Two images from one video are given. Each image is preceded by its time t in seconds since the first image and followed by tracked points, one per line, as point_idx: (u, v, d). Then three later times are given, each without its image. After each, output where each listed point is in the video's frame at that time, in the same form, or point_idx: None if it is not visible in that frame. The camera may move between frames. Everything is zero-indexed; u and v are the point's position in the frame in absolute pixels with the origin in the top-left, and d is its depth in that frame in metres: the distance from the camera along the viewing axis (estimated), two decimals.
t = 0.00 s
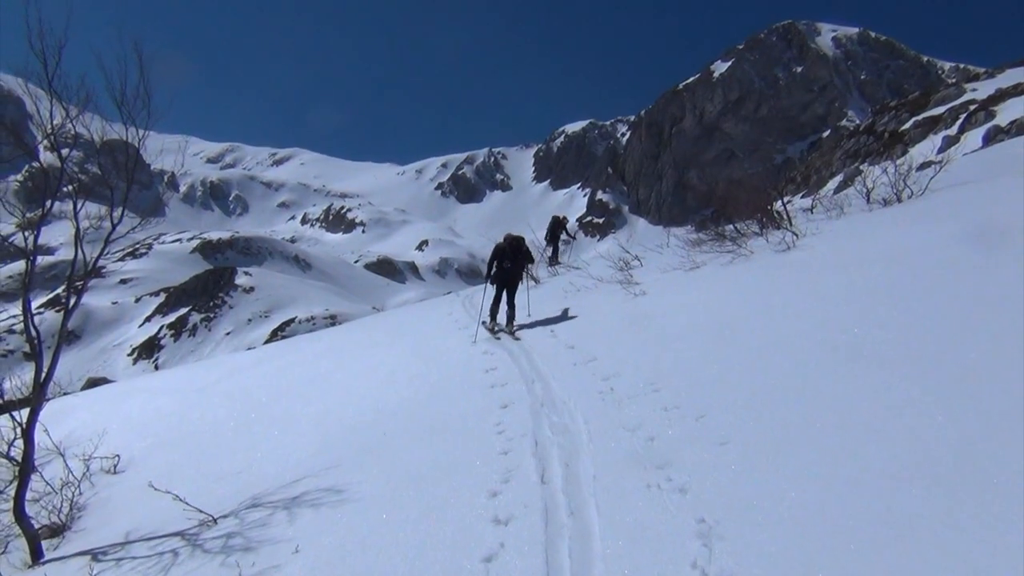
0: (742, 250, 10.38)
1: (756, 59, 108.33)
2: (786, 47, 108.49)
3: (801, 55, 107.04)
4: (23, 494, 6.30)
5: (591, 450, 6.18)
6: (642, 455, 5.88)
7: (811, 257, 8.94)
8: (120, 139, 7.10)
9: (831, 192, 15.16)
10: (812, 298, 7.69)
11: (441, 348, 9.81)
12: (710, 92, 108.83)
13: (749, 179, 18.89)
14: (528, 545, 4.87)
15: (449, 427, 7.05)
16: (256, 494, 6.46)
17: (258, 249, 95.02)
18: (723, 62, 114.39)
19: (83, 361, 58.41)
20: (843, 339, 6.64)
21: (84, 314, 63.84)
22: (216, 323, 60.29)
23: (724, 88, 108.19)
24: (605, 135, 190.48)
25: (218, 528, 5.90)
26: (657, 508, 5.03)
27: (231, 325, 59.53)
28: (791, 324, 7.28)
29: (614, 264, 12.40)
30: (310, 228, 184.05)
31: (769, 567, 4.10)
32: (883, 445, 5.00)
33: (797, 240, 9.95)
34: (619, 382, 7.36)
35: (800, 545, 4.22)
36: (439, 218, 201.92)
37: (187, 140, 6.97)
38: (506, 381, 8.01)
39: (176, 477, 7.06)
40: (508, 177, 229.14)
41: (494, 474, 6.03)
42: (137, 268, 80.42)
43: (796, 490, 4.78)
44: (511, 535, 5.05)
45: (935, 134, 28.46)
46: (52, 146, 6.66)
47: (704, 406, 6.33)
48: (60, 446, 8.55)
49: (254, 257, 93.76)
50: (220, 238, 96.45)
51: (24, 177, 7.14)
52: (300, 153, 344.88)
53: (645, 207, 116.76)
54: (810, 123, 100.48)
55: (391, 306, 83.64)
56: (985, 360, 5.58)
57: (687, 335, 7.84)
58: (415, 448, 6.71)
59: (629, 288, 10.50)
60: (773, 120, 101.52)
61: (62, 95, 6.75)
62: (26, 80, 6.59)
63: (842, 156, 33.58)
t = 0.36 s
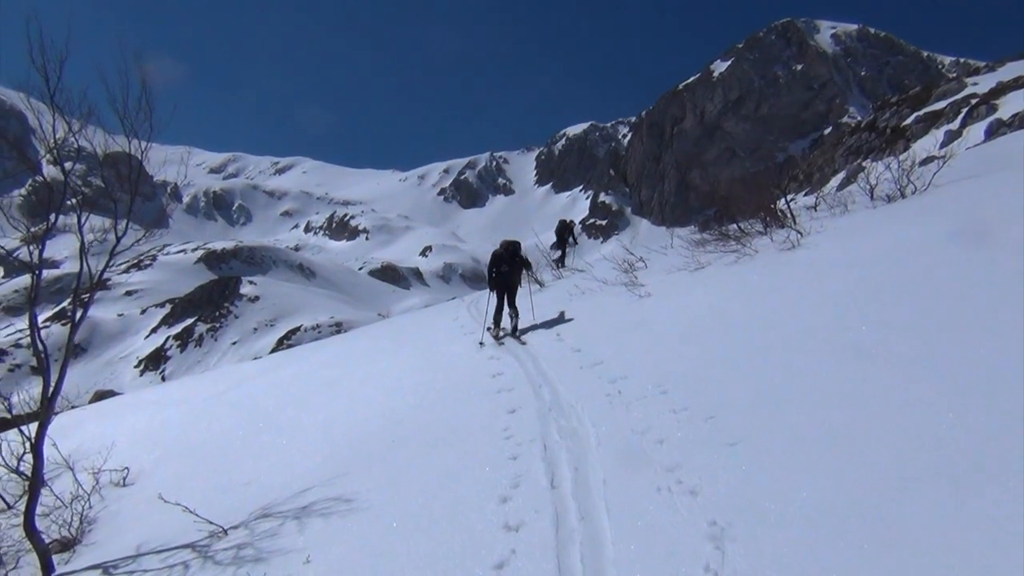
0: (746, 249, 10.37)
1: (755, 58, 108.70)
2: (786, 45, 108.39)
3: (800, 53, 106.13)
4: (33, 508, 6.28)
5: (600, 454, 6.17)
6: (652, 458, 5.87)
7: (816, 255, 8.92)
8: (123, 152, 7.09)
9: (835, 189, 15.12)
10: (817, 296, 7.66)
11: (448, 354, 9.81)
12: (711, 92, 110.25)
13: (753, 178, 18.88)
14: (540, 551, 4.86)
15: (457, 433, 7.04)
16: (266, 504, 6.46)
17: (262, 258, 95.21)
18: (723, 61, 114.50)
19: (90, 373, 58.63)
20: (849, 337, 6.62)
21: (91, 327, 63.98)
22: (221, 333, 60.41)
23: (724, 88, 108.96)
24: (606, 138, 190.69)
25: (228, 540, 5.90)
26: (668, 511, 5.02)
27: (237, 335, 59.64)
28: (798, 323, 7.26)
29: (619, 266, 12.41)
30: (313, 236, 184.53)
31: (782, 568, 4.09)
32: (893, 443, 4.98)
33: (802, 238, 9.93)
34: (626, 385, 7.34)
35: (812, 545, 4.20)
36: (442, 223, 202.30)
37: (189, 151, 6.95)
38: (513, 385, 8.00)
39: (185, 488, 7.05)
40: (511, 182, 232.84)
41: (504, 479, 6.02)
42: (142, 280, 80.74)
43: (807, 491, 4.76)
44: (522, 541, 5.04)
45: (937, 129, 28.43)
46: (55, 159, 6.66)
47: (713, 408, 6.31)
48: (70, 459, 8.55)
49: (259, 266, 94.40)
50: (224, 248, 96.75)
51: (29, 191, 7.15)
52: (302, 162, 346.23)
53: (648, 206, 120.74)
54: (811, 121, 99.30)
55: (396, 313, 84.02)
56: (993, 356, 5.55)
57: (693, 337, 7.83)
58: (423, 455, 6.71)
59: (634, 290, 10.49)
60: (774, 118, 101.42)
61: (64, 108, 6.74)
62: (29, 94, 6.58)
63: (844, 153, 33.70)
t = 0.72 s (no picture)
0: (751, 263, 10.37)
1: (760, 73, 109.49)
2: (790, 60, 109.04)
3: (805, 69, 106.86)
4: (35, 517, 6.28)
5: (603, 469, 6.14)
6: (655, 473, 5.85)
7: (820, 271, 8.91)
8: (129, 162, 7.13)
9: (840, 204, 15.12)
10: (822, 312, 7.64)
11: (451, 366, 9.81)
12: (716, 106, 111.12)
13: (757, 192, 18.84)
14: (542, 567, 4.84)
15: (458, 447, 7.02)
16: (267, 516, 6.45)
17: (267, 269, 95.42)
18: (728, 76, 115.11)
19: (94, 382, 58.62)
20: (853, 353, 6.61)
21: (96, 336, 64.07)
22: (225, 343, 60.46)
23: (729, 102, 109.68)
24: (611, 150, 191.54)
25: (230, 551, 5.90)
26: (671, 528, 4.99)
27: (241, 345, 59.73)
28: (800, 338, 7.25)
29: (623, 279, 12.41)
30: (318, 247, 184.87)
31: None
32: (899, 460, 4.94)
33: (806, 253, 9.92)
34: (629, 399, 7.33)
35: (815, 563, 4.18)
36: (446, 234, 202.69)
37: (196, 163, 6.98)
38: (516, 398, 8.00)
39: (188, 500, 7.03)
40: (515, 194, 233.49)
41: (506, 493, 6.01)
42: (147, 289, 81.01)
43: (810, 508, 4.73)
44: (525, 556, 5.01)
45: (942, 144, 28.47)
46: (62, 169, 6.70)
47: (716, 423, 6.29)
48: (72, 468, 8.54)
49: (263, 277, 94.65)
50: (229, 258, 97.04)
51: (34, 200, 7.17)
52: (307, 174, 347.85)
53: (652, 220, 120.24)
54: (816, 135, 99.94)
55: (399, 324, 84.00)
56: (997, 372, 5.53)
57: (697, 351, 7.82)
58: (425, 468, 6.68)
59: (638, 303, 10.49)
60: (780, 132, 101.91)
61: (72, 119, 6.78)
62: (37, 104, 6.62)
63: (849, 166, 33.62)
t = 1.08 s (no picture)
0: (757, 269, 10.35)
1: (763, 79, 109.55)
2: (794, 65, 108.61)
3: (808, 74, 106.66)
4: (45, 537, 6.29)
5: (612, 480, 6.11)
6: (664, 482, 5.82)
7: (825, 276, 8.88)
8: (135, 180, 7.13)
9: (846, 209, 15.07)
10: (828, 318, 7.61)
11: (458, 377, 9.80)
12: (718, 113, 111.15)
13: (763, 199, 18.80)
14: None
15: (467, 459, 7.00)
16: (276, 531, 6.44)
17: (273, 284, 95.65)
18: (731, 83, 115.22)
19: (102, 399, 58.70)
20: (861, 358, 6.57)
21: (103, 353, 64.24)
22: (233, 358, 60.58)
23: (732, 109, 109.66)
24: (615, 159, 191.41)
25: (240, 568, 5.89)
26: (682, 537, 4.96)
27: (249, 360, 59.81)
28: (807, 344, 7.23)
29: (629, 288, 12.38)
30: (323, 260, 185.27)
31: None
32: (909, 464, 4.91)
33: (812, 258, 9.91)
34: (637, 408, 7.29)
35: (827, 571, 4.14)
36: (451, 245, 202.97)
37: (201, 180, 6.96)
38: (524, 409, 7.98)
39: (197, 516, 7.03)
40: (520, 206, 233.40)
41: (515, 505, 5.98)
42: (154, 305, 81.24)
43: (822, 515, 4.69)
44: (534, 567, 4.99)
45: (947, 148, 28.40)
46: (68, 188, 6.71)
47: (725, 431, 6.26)
48: (82, 487, 8.55)
49: (270, 292, 94.85)
50: (235, 273, 97.26)
51: (41, 220, 7.19)
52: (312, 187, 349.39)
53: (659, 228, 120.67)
54: (819, 140, 99.41)
55: (406, 337, 84.05)
56: (1007, 375, 5.47)
57: (705, 359, 7.79)
58: (434, 481, 6.66)
59: (644, 312, 10.47)
60: (784, 138, 101.51)
61: (77, 138, 6.79)
62: (42, 123, 6.64)
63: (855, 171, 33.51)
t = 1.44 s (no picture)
0: (764, 279, 10.33)
1: (771, 89, 109.48)
2: (801, 77, 108.19)
3: (816, 85, 106.33)
4: (50, 542, 6.32)
5: (618, 489, 6.09)
6: (669, 492, 5.80)
7: (832, 287, 8.85)
8: (143, 186, 7.14)
9: (853, 220, 15.05)
10: (835, 328, 7.58)
11: (464, 385, 9.79)
12: (726, 123, 111.25)
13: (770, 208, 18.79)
14: None
15: (472, 467, 6.98)
16: (280, 538, 6.43)
17: (280, 290, 95.73)
18: (738, 92, 115.21)
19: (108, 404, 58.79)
20: (867, 370, 6.55)
21: (110, 359, 64.39)
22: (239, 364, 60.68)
23: (740, 118, 109.63)
24: (622, 168, 191.36)
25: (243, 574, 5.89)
26: (686, 548, 4.93)
27: (255, 365, 59.92)
28: (814, 354, 7.20)
29: (636, 297, 12.36)
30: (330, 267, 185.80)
31: None
32: (917, 475, 4.88)
33: (819, 269, 9.89)
34: (643, 417, 7.28)
35: None
36: (458, 254, 202.82)
37: (209, 185, 6.96)
38: (530, 418, 7.97)
39: (201, 522, 7.01)
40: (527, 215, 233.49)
41: (520, 514, 5.96)
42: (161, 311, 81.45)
43: (829, 526, 4.67)
44: None
45: (954, 159, 28.39)
46: (77, 194, 6.74)
47: (732, 441, 6.24)
48: (87, 492, 8.56)
49: (277, 298, 94.98)
50: (242, 280, 97.51)
51: (50, 224, 7.22)
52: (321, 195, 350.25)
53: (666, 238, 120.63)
54: (827, 151, 99.51)
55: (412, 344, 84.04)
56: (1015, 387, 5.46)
57: (712, 369, 7.76)
58: (438, 489, 6.65)
59: (651, 321, 10.44)
60: (792, 149, 101.46)
61: (86, 144, 6.80)
62: (51, 129, 6.69)
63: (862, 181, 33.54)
